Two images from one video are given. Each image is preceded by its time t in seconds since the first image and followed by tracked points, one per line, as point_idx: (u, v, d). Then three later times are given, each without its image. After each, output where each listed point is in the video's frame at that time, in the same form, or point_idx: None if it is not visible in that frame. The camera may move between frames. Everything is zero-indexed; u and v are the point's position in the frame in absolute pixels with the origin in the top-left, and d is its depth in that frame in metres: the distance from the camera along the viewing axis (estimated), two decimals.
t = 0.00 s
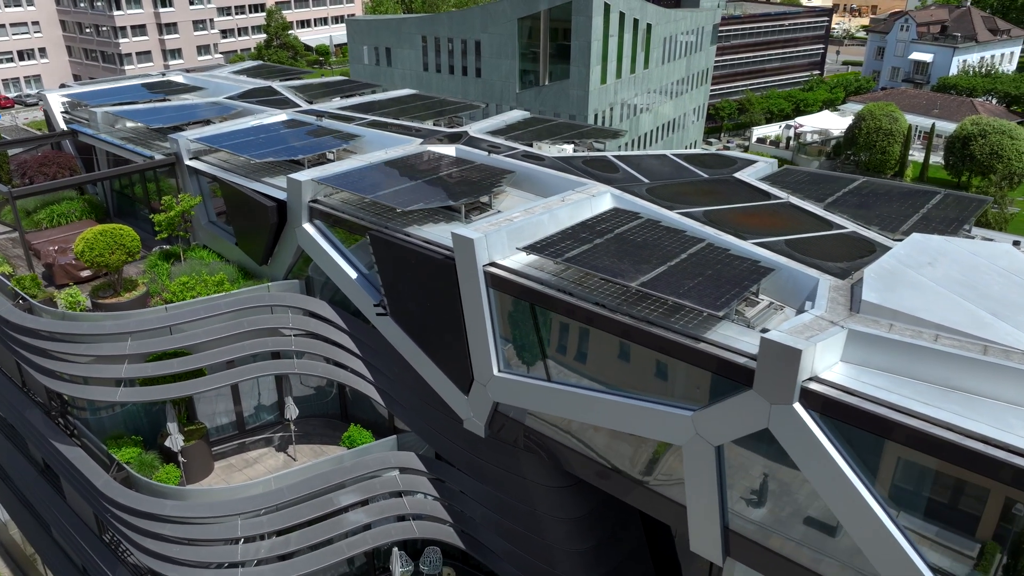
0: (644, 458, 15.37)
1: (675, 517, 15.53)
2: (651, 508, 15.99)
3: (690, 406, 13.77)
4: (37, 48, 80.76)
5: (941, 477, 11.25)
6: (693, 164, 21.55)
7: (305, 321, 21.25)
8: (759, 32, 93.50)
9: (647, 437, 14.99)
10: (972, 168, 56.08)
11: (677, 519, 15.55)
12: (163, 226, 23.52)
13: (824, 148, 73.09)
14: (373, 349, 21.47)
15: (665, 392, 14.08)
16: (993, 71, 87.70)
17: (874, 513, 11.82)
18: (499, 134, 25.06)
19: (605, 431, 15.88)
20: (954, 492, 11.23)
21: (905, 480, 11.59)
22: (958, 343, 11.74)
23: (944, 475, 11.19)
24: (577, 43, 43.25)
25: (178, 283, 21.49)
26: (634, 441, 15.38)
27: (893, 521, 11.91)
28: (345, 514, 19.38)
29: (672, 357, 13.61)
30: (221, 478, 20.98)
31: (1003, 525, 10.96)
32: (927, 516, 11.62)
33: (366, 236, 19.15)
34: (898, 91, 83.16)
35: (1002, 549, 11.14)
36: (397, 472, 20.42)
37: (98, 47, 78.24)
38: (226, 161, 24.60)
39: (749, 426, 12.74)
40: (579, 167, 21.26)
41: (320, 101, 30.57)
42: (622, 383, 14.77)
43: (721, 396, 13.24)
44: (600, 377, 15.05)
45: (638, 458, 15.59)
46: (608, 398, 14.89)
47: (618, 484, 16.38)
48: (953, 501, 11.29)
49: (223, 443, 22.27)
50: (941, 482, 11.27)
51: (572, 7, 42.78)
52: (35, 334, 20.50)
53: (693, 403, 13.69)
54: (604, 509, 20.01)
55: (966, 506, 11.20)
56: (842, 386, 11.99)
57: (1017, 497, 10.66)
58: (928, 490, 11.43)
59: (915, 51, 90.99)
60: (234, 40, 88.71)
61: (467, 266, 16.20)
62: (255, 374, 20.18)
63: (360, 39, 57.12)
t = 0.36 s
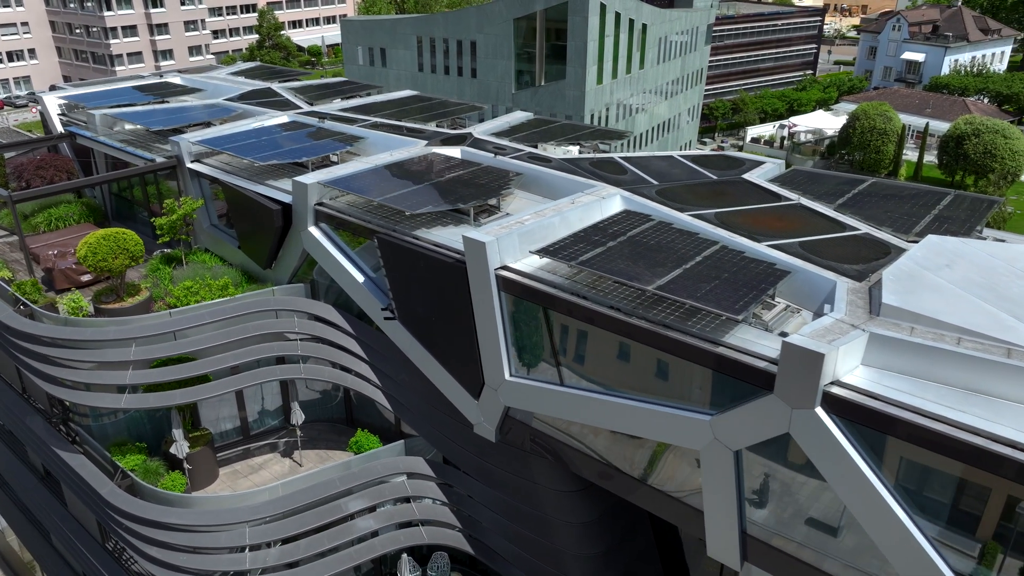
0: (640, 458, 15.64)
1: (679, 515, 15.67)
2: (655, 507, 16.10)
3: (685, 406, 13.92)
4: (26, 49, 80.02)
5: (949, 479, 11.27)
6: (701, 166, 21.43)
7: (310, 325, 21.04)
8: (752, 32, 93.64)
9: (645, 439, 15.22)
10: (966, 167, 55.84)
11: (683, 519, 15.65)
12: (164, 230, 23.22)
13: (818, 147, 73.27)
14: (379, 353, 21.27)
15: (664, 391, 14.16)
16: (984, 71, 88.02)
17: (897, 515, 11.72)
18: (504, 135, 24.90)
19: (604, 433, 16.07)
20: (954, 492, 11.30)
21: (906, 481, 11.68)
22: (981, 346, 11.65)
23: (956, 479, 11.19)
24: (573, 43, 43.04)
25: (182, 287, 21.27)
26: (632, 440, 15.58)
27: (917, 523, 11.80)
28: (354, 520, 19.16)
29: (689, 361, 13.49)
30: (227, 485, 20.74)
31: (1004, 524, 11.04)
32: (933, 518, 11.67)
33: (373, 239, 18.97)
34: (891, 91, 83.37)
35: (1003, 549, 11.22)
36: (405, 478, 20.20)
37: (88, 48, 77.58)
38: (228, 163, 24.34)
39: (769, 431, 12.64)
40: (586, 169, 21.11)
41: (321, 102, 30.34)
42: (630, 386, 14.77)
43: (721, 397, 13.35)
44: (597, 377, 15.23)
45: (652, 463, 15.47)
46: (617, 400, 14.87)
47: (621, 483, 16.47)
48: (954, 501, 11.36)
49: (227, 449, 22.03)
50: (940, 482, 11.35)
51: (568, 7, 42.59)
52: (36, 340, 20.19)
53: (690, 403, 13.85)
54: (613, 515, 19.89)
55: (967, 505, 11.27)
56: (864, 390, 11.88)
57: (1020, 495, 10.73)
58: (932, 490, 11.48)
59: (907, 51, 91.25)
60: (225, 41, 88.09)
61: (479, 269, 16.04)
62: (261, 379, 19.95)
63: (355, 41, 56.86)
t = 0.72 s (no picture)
0: (642, 458, 15.63)
1: (685, 515, 15.54)
2: (659, 506, 15.92)
3: (679, 405, 14.24)
4: (16, 50, 79.40)
5: (965, 484, 11.15)
6: (709, 167, 21.32)
7: (317, 329, 20.83)
8: (746, 32, 93.82)
9: (644, 440, 15.32)
10: (961, 165, 55.78)
11: (690, 519, 15.55)
12: (167, 233, 22.94)
13: (812, 146, 73.42)
14: (387, 357, 21.05)
15: (662, 391, 14.40)
16: (975, 70, 88.36)
17: (921, 520, 11.52)
18: (509, 137, 24.74)
19: (604, 436, 16.15)
20: (961, 493, 11.26)
21: (922, 487, 11.59)
22: (1004, 349, 11.56)
23: (978, 485, 11.05)
24: (570, 43, 42.87)
25: (186, 291, 20.95)
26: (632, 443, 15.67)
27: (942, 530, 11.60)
28: (364, 527, 18.94)
29: (710, 365, 13.37)
30: (233, 492, 20.50)
31: (1006, 523, 11.07)
32: (952, 523, 11.55)
33: (381, 242, 18.78)
34: (884, 91, 83.58)
35: (1004, 549, 11.25)
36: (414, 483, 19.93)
37: (78, 49, 76.99)
38: (231, 166, 24.10)
39: (790, 435, 12.53)
40: (595, 170, 20.97)
41: (322, 104, 30.11)
42: (649, 392, 14.64)
43: (722, 398, 13.55)
44: (607, 380, 15.24)
45: (669, 468, 15.29)
46: (635, 405, 14.76)
47: (623, 483, 16.47)
48: (956, 500, 11.35)
49: (232, 455, 21.81)
50: (941, 482, 11.36)
51: (565, 7, 42.39)
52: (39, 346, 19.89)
53: (689, 403, 14.07)
54: (625, 520, 19.75)
55: (968, 505, 11.26)
56: (888, 394, 11.76)
57: (1020, 493, 10.78)
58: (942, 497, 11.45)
59: (900, 51, 91.48)
60: (217, 42, 87.66)
61: (491, 273, 15.87)
62: (268, 385, 19.72)
63: (349, 41, 56.58)
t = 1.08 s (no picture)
0: (643, 460, 15.75)
1: (690, 512, 15.56)
2: (664, 506, 15.90)
3: (688, 407, 14.22)
4: (5, 52, 78.65)
5: (974, 486, 11.20)
6: (719, 168, 21.23)
7: (324, 333, 20.63)
8: (739, 33, 93.92)
9: (646, 444, 15.47)
10: (955, 164, 55.84)
11: (696, 519, 15.57)
12: (171, 237, 22.67)
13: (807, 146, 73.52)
14: (395, 361, 20.87)
15: (663, 392, 14.49)
16: (967, 70, 88.65)
17: (948, 525, 11.38)
18: (514, 138, 24.61)
19: (605, 439, 16.28)
20: (980, 496, 11.21)
21: (945, 489, 11.53)
22: None
23: (999, 489, 11.01)
24: (566, 43, 42.67)
25: (192, 296, 20.73)
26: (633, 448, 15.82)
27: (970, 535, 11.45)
28: (375, 533, 18.76)
29: (731, 369, 13.24)
30: (241, 499, 20.28)
31: (1007, 523, 11.14)
32: (977, 528, 11.43)
33: (391, 246, 18.61)
34: (877, 90, 83.77)
35: (1007, 548, 11.33)
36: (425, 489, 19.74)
37: (68, 49, 76.32)
38: (234, 169, 23.87)
39: (814, 439, 12.42)
40: (604, 172, 20.86)
41: (324, 106, 29.89)
42: (667, 396, 14.50)
43: (725, 398, 13.61)
44: (623, 384, 15.12)
45: (686, 472, 15.13)
46: (651, 410, 14.63)
47: (627, 483, 16.41)
48: (958, 498, 11.42)
49: (238, 461, 21.57)
50: (946, 480, 11.44)
51: (562, 7, 42.20)
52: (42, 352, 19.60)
53: (689, 403, 14.16)
54: (637, 524, 19.64)
55: (968, 504, 11.36)
56: (913, 398, 11.66)
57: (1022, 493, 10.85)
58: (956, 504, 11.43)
59: (892, 50, 91.65)
60: (208, 43, 87.12)
61: (505, 276, 15.73)
62: (276, 391, 19.50)
63: (344, 42, 56.25)
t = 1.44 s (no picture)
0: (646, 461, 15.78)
1: (695, 510, 15.59)
2: (669, 504, 15.90)
3: (707, 411, 14.09)
4: None
5: (977, 484, 11.30)
6: (729, 169, 21.15)
7: (331, 338, 20.41)
8: (732, 33, 94.03)
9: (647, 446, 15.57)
10: (949, 163, 55.94)
11: (701, 515, 15.60)
12: (175, 241, 22.41)
13: (801, 146, 73.67)
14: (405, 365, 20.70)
15: (662, 393, 14.66)
16: (959, 69, 88.92)
17: (975, 527, 11.32)
18: (521, 140, 24.47)
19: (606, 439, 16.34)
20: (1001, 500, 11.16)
21: (974, 495, 11.41)
22: None
23: None
24: (563, 44, 42.50)
25: (199, 301, 20.48)
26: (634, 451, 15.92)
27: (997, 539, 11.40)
28: (387, 540, 18.56)
29: (753, 372, 13.10)
30: (250, 505, 20.07)
31: (1009, 524, 11.20)
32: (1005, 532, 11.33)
33: (402, 250, 18.43)
34: (871, 90, 83.94)
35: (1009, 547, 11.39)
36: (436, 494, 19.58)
37: (59, 50, 75.69)
38: (239, 171, 23.63)
39: (839, 443, 12.31)
40: (615, 174, 20.75)
41: (327, 107, 29.68)
42: (686, 400, 14.35)
43: (726, 399, 13.74)
44: (641, 388, 14.97)
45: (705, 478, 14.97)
46: (670, 414, 14.48)
47: (631, 482, 16.36)
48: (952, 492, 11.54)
49: (246, 467, 21.35)
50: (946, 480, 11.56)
51: (559, 7, 41.99)
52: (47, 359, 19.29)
53: (689, 403, 14.29)
54: (650, 527, 19.51)
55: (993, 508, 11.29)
56: (941, 401, 11.56)
57: None
58: (981, 507, 11.35)
59: (885, 50, 91.81)
60: (200, 43, 86.60)
61: (521, 280, 15.59)
62: (285, 396, 19.27)
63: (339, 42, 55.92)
